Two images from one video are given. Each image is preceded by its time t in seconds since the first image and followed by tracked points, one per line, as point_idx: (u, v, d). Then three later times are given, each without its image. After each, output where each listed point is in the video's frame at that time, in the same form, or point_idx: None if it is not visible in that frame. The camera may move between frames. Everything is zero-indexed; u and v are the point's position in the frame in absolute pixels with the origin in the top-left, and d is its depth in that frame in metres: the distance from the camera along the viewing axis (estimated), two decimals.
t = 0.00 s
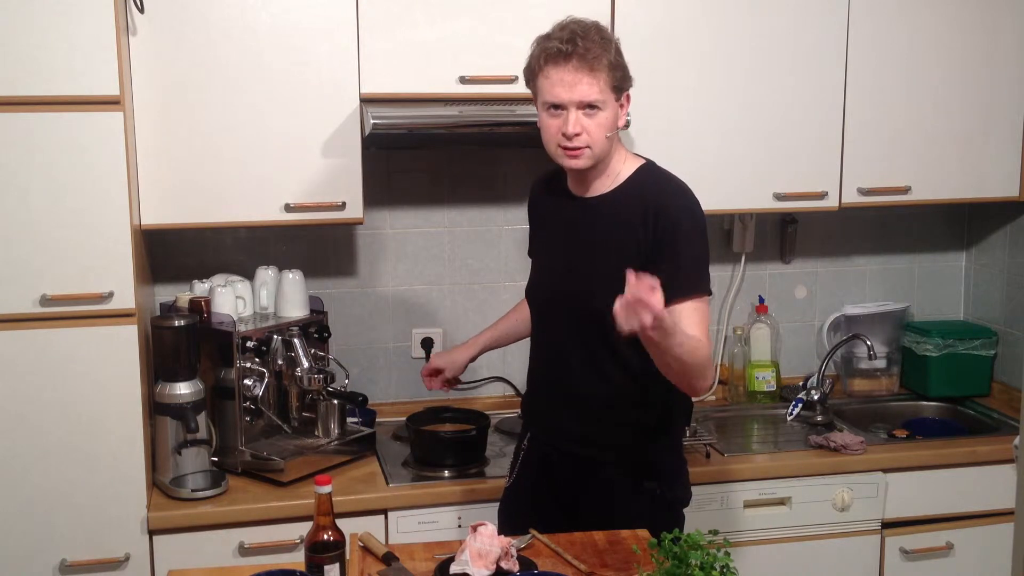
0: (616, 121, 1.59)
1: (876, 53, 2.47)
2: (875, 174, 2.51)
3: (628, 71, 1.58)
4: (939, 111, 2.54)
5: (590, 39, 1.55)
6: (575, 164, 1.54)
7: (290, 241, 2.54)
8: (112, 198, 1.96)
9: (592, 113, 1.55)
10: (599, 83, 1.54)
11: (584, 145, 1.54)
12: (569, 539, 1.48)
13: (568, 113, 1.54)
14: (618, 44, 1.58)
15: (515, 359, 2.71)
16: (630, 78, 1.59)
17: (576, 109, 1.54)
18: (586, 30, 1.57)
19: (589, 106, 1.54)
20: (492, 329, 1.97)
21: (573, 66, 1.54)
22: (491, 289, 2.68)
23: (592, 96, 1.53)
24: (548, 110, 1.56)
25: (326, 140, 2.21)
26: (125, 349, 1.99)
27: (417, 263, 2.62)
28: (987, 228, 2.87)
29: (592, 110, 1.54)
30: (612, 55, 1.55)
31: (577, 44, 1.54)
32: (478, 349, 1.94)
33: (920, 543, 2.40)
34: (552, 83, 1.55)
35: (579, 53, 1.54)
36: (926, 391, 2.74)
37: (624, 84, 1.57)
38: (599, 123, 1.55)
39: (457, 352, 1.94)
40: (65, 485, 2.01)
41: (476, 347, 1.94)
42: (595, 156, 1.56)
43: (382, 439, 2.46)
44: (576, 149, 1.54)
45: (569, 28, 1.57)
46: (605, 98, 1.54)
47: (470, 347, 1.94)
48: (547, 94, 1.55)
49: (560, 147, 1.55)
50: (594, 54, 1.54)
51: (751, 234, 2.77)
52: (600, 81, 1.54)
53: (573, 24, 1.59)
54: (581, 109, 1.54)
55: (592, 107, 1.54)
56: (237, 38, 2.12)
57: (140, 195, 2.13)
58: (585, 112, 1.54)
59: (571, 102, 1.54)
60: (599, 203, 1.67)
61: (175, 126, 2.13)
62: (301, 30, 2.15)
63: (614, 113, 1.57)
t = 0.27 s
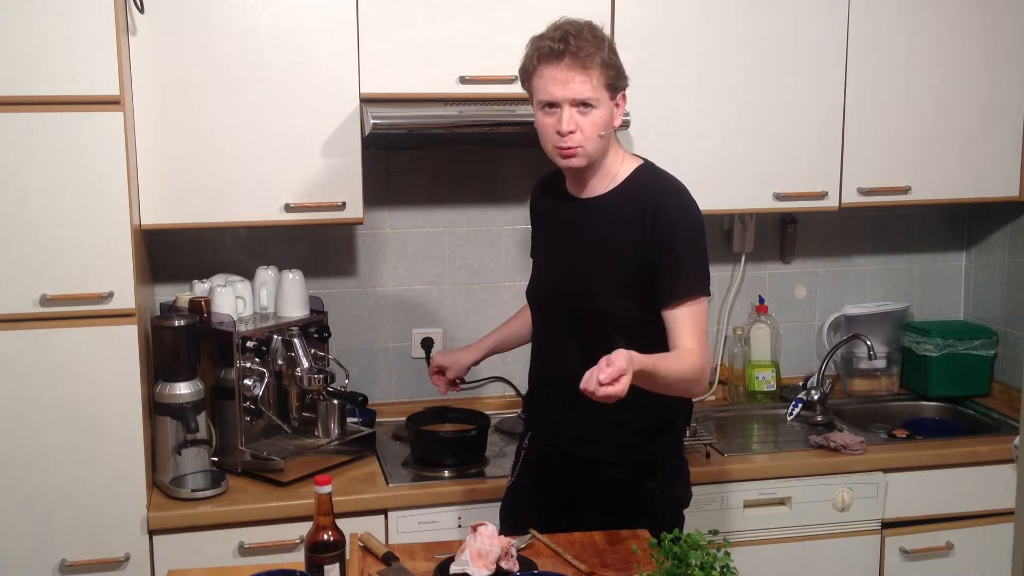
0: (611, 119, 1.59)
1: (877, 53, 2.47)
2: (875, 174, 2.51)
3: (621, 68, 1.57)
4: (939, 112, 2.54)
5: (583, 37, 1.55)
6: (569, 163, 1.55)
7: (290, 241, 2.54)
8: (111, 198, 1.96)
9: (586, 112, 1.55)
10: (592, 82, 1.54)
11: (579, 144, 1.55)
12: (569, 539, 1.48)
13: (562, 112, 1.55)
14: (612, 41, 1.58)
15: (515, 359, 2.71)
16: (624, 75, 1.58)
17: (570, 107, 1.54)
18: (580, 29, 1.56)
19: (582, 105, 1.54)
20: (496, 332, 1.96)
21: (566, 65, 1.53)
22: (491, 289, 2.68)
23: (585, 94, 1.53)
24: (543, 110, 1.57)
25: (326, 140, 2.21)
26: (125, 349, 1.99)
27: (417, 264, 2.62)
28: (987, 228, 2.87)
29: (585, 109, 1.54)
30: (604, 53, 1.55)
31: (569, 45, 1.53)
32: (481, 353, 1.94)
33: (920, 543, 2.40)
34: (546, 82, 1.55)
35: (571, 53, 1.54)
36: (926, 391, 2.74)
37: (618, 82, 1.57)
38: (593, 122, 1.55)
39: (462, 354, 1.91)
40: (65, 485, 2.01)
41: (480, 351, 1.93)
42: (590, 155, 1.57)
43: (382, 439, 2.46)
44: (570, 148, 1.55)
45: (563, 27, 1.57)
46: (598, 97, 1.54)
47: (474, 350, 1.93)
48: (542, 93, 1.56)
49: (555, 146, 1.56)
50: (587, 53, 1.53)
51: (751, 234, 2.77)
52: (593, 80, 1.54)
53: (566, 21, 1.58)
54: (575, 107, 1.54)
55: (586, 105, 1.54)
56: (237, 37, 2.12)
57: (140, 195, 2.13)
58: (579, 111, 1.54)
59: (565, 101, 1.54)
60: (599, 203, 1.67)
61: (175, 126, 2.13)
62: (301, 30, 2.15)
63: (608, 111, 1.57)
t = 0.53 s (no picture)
0: (619, 123, 1.59)
1: (877, 53, 2.47)
2: (875, 174, 2.51)
3: (631, 74, 1.57)
4: (939, 112, 2.54)
5: (594, 42, 1.55)
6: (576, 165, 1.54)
7: (291, 241, 2.54)
8: (112, 198, 1.96)
9: (593, 116, 1.55)
10: (601, 87, 1.54)
11: (586, 147, 1.55)
12: (569, 539, 1.48)
13: (569, 116, 1.55)
14: (622, 46, 1.57)
15: (515, 359, 2.71)
16: (633, 80, 1.59)
17: (578, 111, 1.54)
18: (590, 33, 1.56)
19: (590, 109, 1.54)
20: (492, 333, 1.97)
21: (576, 70, 1.53)
22: (491, 289, 2.68)
23: (594, 99, 1.53)
24: (551, 113, 1.57)
25: (326, 140, 2.21)
26: (125, 349, 1.99)
27: (417, 264, 2.62)
28: (987, 228, 2.87)
29: (594, 113, 1.54)
30: (614, 59, 1.55)
31: (579, 50, 1.53)
32: (478, 352, 1.94)
33: (920, 543, 2.40)
34: (555, 84, 1.55)
35: (581, 59, 1.53)
36: (926, 391, 2.74)
37: (627, 87, 1.57)
38: (601, 126, 1.55)
39: (457, 353, 1.94)
40: (65, 485, 2.01)
41: (477, 350, 1.94)
42: (596, 158, 1.57)
43: (382, 439, 2.46)
44: (577, 151, 1.55)
45: (574, 30, 1.56)
46: (606, 102, 1.54)
47: (471, 348, 1.94)
48: (550, 95, 1.55)
49: (562, 147, 1.56)
50: (598, 58, 1.53)
51: (751, 234, 2.77)
52: (602, 86, 1.54)
53: (576, 25, 1.58)
54: (584, 111, 1.54)
55: (594, 110, 1.54)
56: (237, 38, 2.12)
57: (140, 195, 2.13)
58: (587, 115, 1.54)
59: (574, 104, 1.54)
60: (600, 203, 1.68)
61: (175, 127, 2.13)
62: (301, 30, 2.15)
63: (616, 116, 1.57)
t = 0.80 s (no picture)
0: (611, 129, 1.59)
1: (876, 53, 2.47)
2: (875, 174, 2.51)
3: (626, 81, 1.56)
4: (939, 112, 2.54)
5: (589, 50, 1.53)
6: (563, 170, 1.56)
7: (291, 241, 2.54)
8: (111, 198, 1.96)
9: (583, 123, 1.55)
10: (592, 97, 1.53)
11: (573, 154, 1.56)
12: (569, 539, 1.48)
13: (560, 122, 1.55)
14: (620, 54, 1.55)
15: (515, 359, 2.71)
16: (629, 88, 1.57)
17: (567, 117, 1.54)
18: (587, 40, 1.53)
19: (580, 118, 1.54)
20: (492, 335, 1.97)
21: (567, 78, 1.52)
22: (491, 289, 2.68)
23: (583, 108, 1.53)
24: (543, 115, 1.57)
25: (326, 140, 2.21)
26: (126, 349, 1.99)
27: (417, 264, 2.62)
28: (987, 228, 2.87)
29: (583, 121, 1.55)
30: (608, 69, 1.53)
31: (572, 61, 1.51)
32: (478, 354, 1.94)
33: (920, 543, 2.40)
34: (547, 88, 1.54)
35: (573, 69, 1.52)
36: (926, 391, 2.74)
37: (621, 96, 1.56)
38: (590, 133, 1.55)
39: (457, 356, 1.93)
40: (65, 485, 2.01)
41: (477, 351, 1.94)
42: (582, 164, 1.58)
43: (382, 439, 2.46)
44: (564, 156, 1.57)
45: (571, 35, 1.54)
46: (597, 111, 1.54)
47: (471, 351, 1.93)
48: (542, 98, 1.55)
49: (550, 151, 1.57)
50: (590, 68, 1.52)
51: (751, 234, 2.77)
52: (594, 97, 1.53)
53: (572, 29, 1.55)
54: (573, 118, 1.54)
55: (584, 118, 1.54)
56: (237, 38, 2.12)
57: (140, 195, 2.13)
58: (576, 122, 1.55)
59: (564, 111, 1.54)
60: (599, 203, 1.67)
61: (176, 127, 2.13)
62: (301, 30, 2.15)
63: (607, 124, 1.57)
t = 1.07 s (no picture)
0: (612, 128, 1.59)
1: (876, 53, 2.47)
2: (875, 174, 2.51)
3: (630, 81, 1.57)
4: (939, 112, 2.54)
5: (595, 46, 1.54)
6: (559, 162, 1.56)
7: (291, 241, 2.54)
8: (111, 198, 1.96)
9: (584, 117, 1.56)
10: (595, 92, 1.54)
11: (572, 147, 1.56)
12: (569, 539, 1.48)
13: (561, 114, 1.56)
14: (628, 53, 1.57)
15: (515, 359, 2.71)
16: (633, 88, 1.58)
17: (568, 110, 1.55)
18: (595, 36, 1.55)
19: (581, 112, 1.55)
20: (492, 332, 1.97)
21: (572, 71, 1.54)
22: (491, 289, 2.68)
23: (585, 102, 1.54)
24: (546, 107, 1.58)
25: (326, 140, 2.21)
26: (126, 349, 1.99)
27: (417, 264, 2.62)
28: (987, 228, 2.87)
29: (584, 115, 1.55)
30: (612, 66, 1.54)
31: (577, 54, 1.53)
32: (478, 352, 1.94)
33: (920, 543, 2.40)
34: (551, 81, 1.56)
35: (577, 63, 1.53)
36: (926, 391, 2.75)
37: (624, 94, 1.57)
38: (590, 128, 1.56)
39: (457, 355, 1.94)
40: (65, 485, 2.01)
41: (477, 349, 1.94)
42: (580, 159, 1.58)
43: (381, 439, 2.46)
44: (563, 149, 1.57)
45: (580, 30, 1.56)
46: (598, 106, 1.55)
47: (471, 349, 1.94)
48: (545, 90, 1.57)
49: (549, 143, 1.58)
50: (595, 63, 1.53)
51: (751, 234, 2.77)
52: (596, 92, 1.54)
53: (582, 25, 1.57)
54: (574, 112, 1.55)
55: (585, 113, 1.55)
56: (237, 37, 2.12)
57: (140, 195, 2.13)
58: (577, 116, 1.55)
59: (566, 104, 1.55)
60: (599, 203, 1.67)
61: (176, 127, 2.13)
62: (301, 30, 2.15)
63: (608, 121, 1.57)
